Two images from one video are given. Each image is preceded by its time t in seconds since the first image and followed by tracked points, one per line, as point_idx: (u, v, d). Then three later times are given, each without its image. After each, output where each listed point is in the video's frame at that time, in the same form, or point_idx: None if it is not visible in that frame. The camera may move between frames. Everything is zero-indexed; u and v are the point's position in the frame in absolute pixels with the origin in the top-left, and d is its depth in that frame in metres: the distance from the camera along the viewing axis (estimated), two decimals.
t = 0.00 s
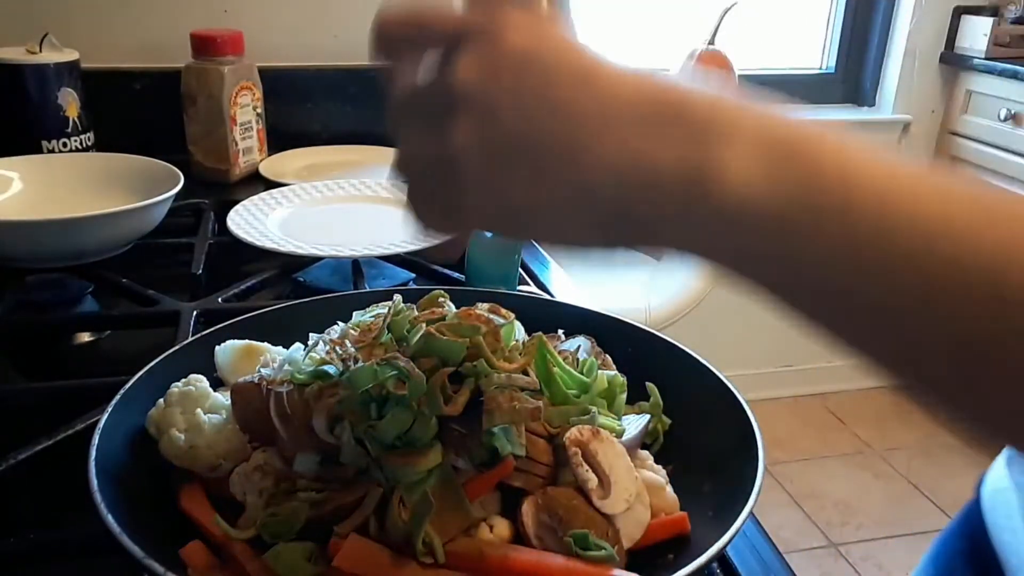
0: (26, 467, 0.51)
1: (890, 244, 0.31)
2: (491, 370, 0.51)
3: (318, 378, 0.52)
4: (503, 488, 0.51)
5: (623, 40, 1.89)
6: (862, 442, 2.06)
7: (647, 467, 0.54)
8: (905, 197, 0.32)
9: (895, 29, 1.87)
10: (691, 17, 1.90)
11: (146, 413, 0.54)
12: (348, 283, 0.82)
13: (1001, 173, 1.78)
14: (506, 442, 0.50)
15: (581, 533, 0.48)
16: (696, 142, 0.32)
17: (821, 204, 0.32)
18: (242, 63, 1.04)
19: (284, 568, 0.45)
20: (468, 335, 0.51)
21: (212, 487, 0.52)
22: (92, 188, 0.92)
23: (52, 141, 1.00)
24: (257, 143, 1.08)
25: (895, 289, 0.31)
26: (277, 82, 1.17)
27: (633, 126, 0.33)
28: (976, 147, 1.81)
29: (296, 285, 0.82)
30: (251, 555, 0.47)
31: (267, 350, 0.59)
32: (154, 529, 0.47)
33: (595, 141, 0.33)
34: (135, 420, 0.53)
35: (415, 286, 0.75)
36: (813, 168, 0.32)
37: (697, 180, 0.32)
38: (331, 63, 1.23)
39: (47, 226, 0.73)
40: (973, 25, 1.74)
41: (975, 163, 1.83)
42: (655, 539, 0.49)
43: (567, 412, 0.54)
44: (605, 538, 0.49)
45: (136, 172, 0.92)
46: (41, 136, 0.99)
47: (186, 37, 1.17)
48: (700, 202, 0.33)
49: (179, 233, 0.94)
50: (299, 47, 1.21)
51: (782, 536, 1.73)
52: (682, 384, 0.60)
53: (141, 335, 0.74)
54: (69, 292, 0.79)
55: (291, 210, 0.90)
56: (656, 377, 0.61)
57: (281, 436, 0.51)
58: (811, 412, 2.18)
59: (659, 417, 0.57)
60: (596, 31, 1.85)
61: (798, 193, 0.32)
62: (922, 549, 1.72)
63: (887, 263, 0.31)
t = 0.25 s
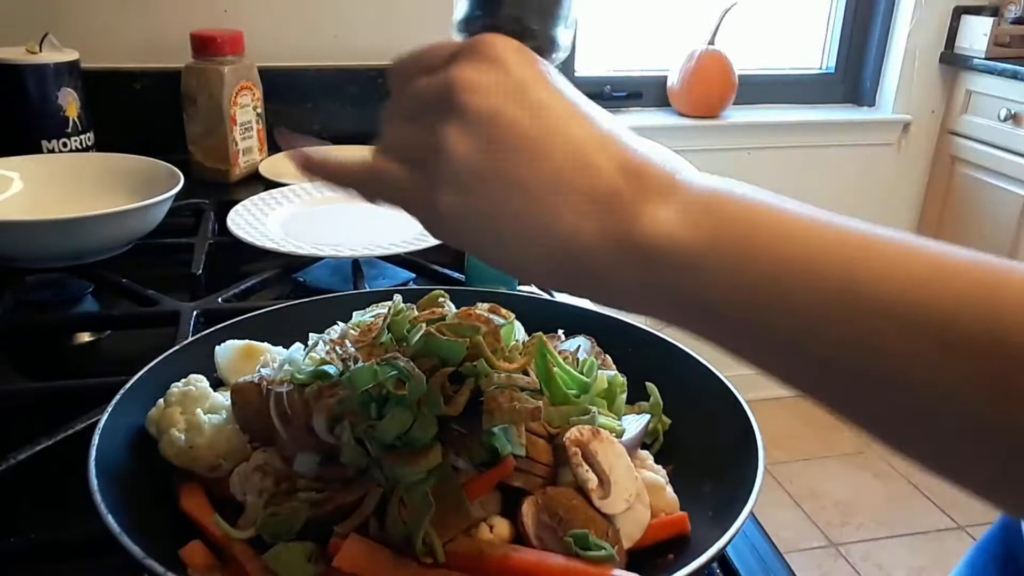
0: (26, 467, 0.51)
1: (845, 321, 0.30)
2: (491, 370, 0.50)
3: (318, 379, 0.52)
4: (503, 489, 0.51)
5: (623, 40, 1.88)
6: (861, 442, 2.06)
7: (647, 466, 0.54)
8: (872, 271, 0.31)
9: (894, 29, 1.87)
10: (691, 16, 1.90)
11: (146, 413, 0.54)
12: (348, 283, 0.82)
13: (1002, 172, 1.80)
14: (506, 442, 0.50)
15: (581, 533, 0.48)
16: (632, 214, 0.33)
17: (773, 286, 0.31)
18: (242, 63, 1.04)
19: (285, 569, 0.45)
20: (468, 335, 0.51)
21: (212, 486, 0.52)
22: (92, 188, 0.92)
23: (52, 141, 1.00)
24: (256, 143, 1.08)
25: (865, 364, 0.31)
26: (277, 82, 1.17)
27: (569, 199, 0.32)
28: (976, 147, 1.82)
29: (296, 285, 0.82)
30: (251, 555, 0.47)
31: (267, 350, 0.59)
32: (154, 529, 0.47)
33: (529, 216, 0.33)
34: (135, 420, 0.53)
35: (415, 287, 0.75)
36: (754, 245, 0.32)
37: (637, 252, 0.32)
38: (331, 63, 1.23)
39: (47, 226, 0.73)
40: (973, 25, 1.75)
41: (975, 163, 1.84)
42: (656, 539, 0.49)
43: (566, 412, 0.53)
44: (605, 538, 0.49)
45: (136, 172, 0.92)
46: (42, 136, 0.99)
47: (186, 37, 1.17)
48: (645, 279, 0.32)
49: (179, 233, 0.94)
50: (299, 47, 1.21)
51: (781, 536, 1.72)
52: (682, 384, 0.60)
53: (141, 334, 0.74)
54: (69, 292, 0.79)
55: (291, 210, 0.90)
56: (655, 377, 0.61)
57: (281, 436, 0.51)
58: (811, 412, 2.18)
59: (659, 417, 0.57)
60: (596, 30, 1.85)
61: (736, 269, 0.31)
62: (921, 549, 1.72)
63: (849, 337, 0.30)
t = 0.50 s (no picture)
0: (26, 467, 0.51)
1: (808, 316, 0.31)
2: (491, 370, 0.50)
3: (319, 379, 0.52)
4: (504, 488, 0.51)
5: (623, 40, 1.88)
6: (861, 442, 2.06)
7: (647, 466, 0.54)
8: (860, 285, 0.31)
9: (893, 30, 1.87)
10: (691, 16, 1.90)
11: (146, 413, 0.54)
12: (348, 283, 0.82)
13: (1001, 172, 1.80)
14: (506, 442, 0.50)
15: (581, 533, 0.48)
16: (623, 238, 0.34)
17: (744, 283, 0.32)
18: (242, 63, 1.04)
19: (285, 568, 0.45)
20: (468, 334, 0.51)
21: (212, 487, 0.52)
22: (92, 188, 0.92)
23: (52, 141, 1.00)
24: (256, 143, 1.08)
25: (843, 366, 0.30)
26: (277, 82, 1.17)
27: (550, 218, 0.35)
28: (976, 147, 1.82)
29: (295, 285, 0.81)
30: (251, 555, 0.47)
31: (267, 350, 0.59)
32: (155, 530, 0.47)
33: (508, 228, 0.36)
34: (135, 420, 0.53)
35: (415, 287, 0.75)
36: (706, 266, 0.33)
37: (607, 267, 0.34)
38: (331, 63, 1.23)
39: (47, 227, 0.73)
40: (972, 26, 1.75)
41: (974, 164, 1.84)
42: (656, 539, 0.49)
43: (567, 412, 0.53)
44: (605, 538, 0.49)
45: (136, 172, 0.92)
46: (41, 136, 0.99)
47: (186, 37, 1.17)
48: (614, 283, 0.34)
49: (179, 233, 0.94)
50: (299, 47, 1.21)
51: (781, 536, 1.72)
52: (682, 384, 0.60)
53: (141, 334, 0.74)
54: (69, 292, 0.79)
55: (291, 210, 0.90)
56: (656, 377, 0.61)
57: (281, 435, 0.51)
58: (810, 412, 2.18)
59: (659, 417, 0.57)
60: (596, 30, 1.85)
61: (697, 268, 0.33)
62: (921, 549, 1.72)
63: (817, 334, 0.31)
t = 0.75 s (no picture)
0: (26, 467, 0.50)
1: (822, 325, 0.30)
2: (491, 370, 0.50)
3: (319, 379, 0.52)
4: (504, 488, 0.51)
5: (624, 40, 1.88)
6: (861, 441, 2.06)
7: (647, 466, 0.54)
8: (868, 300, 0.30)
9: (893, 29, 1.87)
10: (691, 16, 1.90)
11: (146, 413, 0.54)
12: (348, 284, 0.82)
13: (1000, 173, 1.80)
14: (506, 442, 0.50)
15: (582, 533, 0.48)
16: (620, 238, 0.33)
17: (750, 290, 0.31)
18: (242, 63, 1.04)
19: (285, 568, 0.45)
20: (468, 334, 0.51)
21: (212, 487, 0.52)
22: (92, 188, 0.92)
23: (52, 141, 0.99)
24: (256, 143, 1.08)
25: (852, 382, 0.30)
26: (277, 82, 1.17)
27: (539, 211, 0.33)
28: (975, 148, 1.82)
29: (296, 285, 0.81)
30: (251, 554, 0.47)
31: (267, 350, 0.59)
32: (155, 530, 0.47)
33: (498, 219, 0.33)
34: (135, 420, 0.53)
35: (415, 287, 0.75)
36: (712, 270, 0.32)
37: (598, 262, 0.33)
38: (331, 63, 1.23)
39: (47, 227, 0.73)
40: (972, 27, 1.75)
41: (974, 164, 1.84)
42: (656, 539, 0.49)
43: (567, 412, 0.53)
44: (605, 538, 0.49)
45: (136, 172, 0.92)
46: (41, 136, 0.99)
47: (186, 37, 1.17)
48: (617, 281, 0.32)
49: (179, 233, 0.94)
50: (300, 47, 1.21)
51: (781, 536, 1.72)
52: (682, 384, 0.60)
53: (141, 334, 0.74)
54: (69, 291, 0.79)
55: (291, 210, 0.90)
56: (655, 377, 0.61)
57: (281, 435, 0.51)
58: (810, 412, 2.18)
59: (659, 417, 0.57)
60: (596, 30, 1.84)
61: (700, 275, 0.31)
62: (921, 549, 1.72)
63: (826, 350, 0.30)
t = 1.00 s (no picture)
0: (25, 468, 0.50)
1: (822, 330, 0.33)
2: (491, 370, 0.50)
3: (318, 378, 0.52)
4: (503, 489, 0.51)
5: (623, 40, 1.88)
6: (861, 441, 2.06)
7: (647, 466, 0.54)
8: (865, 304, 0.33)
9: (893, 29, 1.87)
10: (691, 16, 1.90)
11: (146, 413, 0.54)
12: (348, 283, 0.82)
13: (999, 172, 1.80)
14: (506, 442, 0.50)
15: (581, 533, 0.48)
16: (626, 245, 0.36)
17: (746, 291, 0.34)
18: (242, 63, 1.04)
19: (285, 568, 0.45)
20: (468, 335, 0.51)
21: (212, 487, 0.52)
22: (92, 188, 0.92)
23: (52, 141, 0.99)
24: (256, 143, 1.08)
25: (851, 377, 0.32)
26: (277, 82, 1.17)
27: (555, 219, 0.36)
28: (975, 148, 1.82)
29: (296, 285, 0.81)
30: (250, 555, 0.47)
31: (267, 350, 0.59)
32: (155, 530, 0.47)
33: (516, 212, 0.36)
34: (135, 420, 0.53)
35: (415, 287, 0.75)
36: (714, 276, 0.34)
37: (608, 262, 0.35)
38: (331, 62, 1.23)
39: (47, 227, 0.73)
40: (972, 26, 1.74)
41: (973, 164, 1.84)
42: (656, 539, 0.49)
43: (566, 413, 0.53)
44: (605, 538, 0.49)
45: (136, 172, 0.92)
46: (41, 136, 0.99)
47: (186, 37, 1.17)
48: (625, 278, 0.35)
49: (179, 233, 0.94)
50: (300, 47, 1.21)
51: (781, 536, 1.72)
52: (682, 385, 0.60)
53: (141, 334, 0.74)
54: (69, 292, 0.79)
55: (291, 210, 0.90)
56: (655, 378, 0.61)
57: (281, 435, 0.51)
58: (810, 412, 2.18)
59: (659, 417, 0.57)
60: (596, 30, 1.84)
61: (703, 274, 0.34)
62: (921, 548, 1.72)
63: (820, 340, 0.32)
